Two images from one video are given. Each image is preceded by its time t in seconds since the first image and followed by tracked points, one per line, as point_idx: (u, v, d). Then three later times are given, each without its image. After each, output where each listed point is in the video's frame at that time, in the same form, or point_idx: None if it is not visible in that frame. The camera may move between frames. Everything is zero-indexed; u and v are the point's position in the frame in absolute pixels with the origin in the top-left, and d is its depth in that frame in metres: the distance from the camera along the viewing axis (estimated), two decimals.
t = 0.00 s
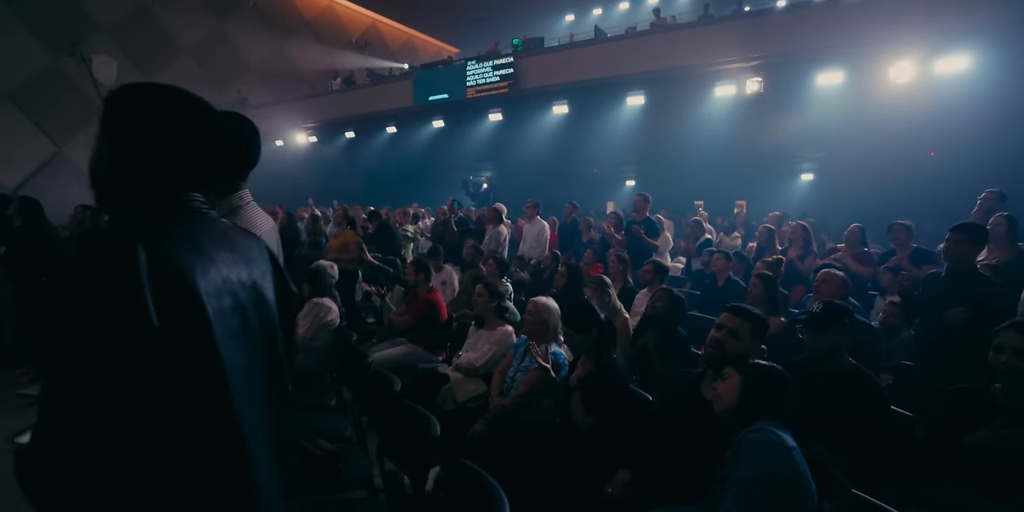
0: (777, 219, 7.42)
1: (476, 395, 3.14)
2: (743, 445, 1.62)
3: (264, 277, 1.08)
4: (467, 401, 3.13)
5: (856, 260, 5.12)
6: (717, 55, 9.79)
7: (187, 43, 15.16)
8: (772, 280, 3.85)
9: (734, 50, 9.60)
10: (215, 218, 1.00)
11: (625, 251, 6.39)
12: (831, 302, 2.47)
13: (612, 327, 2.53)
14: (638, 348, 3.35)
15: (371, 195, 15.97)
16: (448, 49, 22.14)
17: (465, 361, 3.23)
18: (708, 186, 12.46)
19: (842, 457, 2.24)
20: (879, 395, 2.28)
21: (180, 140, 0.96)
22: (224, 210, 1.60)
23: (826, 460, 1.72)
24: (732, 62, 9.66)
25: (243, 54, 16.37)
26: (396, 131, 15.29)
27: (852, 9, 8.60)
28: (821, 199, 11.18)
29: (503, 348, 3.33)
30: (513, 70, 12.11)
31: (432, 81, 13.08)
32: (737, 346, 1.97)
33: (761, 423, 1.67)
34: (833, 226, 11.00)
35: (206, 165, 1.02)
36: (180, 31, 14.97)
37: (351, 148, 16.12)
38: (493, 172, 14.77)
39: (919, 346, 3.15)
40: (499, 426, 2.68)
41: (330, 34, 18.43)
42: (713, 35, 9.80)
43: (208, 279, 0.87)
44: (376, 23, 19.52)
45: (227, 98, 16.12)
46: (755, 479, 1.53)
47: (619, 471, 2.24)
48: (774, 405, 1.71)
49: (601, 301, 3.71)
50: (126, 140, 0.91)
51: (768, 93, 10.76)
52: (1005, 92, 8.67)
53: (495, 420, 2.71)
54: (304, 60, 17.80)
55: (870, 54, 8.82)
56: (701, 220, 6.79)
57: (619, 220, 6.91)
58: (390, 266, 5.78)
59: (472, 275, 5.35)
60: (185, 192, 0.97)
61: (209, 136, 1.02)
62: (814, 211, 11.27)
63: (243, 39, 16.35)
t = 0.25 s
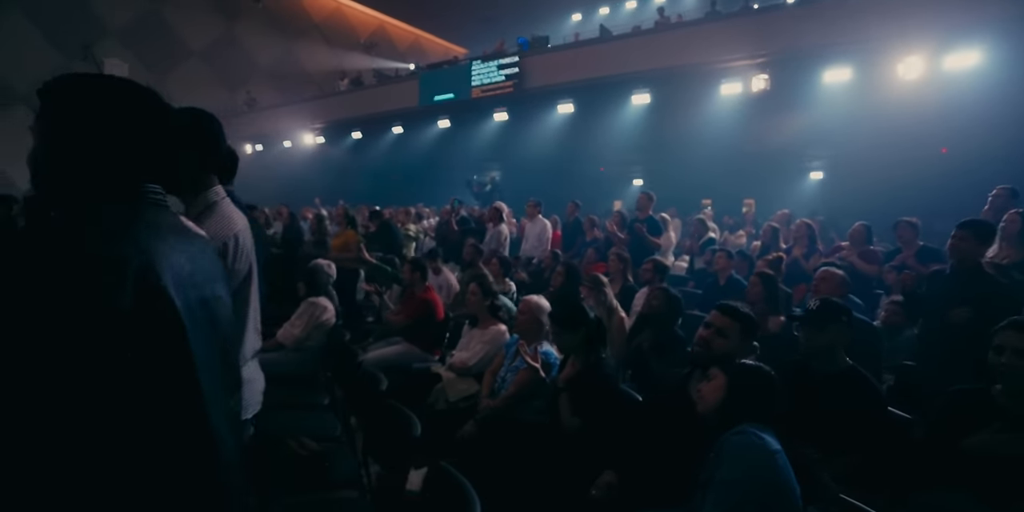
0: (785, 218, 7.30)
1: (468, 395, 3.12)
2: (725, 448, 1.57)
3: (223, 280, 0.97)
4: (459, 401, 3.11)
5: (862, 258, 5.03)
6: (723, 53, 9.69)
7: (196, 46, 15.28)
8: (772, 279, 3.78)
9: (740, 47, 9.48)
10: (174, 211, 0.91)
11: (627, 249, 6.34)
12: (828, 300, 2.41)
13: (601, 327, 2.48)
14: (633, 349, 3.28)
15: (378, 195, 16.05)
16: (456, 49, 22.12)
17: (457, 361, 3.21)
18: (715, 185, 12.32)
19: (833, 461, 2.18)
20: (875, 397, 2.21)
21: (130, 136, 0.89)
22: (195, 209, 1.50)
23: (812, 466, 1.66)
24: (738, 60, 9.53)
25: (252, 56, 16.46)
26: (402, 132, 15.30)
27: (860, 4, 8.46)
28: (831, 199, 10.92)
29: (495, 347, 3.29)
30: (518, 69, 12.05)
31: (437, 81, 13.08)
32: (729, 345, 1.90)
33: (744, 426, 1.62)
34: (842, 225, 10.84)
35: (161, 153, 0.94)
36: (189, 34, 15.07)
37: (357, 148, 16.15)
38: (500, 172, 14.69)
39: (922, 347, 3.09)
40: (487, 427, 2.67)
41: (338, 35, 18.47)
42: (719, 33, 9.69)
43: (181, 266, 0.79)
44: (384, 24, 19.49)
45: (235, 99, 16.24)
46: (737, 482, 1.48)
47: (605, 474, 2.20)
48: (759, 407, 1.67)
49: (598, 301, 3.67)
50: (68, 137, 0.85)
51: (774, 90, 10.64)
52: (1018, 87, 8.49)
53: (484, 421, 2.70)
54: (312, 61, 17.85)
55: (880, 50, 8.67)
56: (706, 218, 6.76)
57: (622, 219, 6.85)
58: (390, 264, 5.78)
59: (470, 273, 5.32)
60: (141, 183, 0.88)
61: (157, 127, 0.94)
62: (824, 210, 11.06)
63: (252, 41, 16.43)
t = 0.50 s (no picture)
0: (794, 218, 7.13)
1: (459, 398, 3.06)
2: (706, 459, 1.49)
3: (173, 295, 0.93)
4: (450, 404, 3.05)
5: (873, 258, 4.89)
6: (729, 50, 9.53)
7: (205, 48, 15.40)
8: (775, 279, 3.67)
9: (750, 43, 9.30)
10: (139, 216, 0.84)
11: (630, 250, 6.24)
12: (829, 300, 2.35)
13: (591, 329, 2.41)
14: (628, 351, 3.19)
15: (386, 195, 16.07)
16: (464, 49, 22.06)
17: (448, 363, 3.16)
18: (725, 182, 12.33)
19: (831, 471, 2.12)
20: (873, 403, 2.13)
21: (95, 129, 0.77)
22: (155, 211, 1.42)
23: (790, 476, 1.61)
24: (747, 56, 9.36)
25: (261, 57, 16.54)
26: (409, 132, 15.30)
27: None
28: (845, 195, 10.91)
29: (487, 349, 3.22)
30: (524, 68, 11.98)
31: (443, 81, 13.04)
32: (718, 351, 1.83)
33: (725, 435, 1.53)
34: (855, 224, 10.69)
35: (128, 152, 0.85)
36: (198, 35, 15.15)
37: (364, 148, 16.19)
38: (510, 174, 14.76)
39: (930, 349, 3.00)
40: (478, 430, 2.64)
41: (347, 35, 18.48)
42: (727, 29, 9.53)
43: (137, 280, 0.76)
44: (392, 24, 19.41)
45: (244, 100, 16.33)
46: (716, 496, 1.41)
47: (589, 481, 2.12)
48: (744, 414, 1.58)
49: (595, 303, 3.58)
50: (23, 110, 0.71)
51: (780, 89, 10.45)
52: None
53: (470, 427, 2.70)
54: (320, 62, 17.89)
55: (891, 44, 8.47)
56: (710, 217, 6.60)
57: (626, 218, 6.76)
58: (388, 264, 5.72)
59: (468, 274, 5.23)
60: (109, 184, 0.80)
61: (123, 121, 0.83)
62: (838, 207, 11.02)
63: (260, 42, 16.49)
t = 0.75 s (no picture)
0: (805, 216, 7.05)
1: (450, 400, 3.03)
2: (684, 466, 1.44)
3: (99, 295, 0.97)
4: (441, 406, 3.02)
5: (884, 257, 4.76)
6: (737, 46, 9.37)
7: (215, 49, 15.50)
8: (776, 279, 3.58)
9: (759, 39, 9.11)
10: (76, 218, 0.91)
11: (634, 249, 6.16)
12: (830, 301, 2.24)
13: (582, 330, 2.34)
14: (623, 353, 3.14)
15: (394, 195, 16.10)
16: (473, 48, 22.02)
17: (441, 365, 3.10)
18: (735, 182, 12.14)
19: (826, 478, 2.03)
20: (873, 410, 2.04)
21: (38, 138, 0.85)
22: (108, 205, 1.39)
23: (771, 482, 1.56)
24: (756, 53, 9.19)
25: (270, 57, 16.60)
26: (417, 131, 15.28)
27: None
28: (859, 194, 10.74)
29: (481, 350, 3.16)
30: (530, 67, 11.91)
31: (450, 80, 13.02)
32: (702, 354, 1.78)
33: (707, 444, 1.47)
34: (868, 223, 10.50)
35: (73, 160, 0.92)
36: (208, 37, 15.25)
37: (372, 148, 16.20)
38: (518, 173, 14.67)
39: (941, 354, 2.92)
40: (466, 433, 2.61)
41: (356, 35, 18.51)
42: (735, 26, 9.35)
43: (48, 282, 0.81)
44: (400, 24, 19.31)
45: (253, 101, 16.41)
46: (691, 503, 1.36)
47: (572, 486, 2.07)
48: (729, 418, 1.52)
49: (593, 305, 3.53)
50: None
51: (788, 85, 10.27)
52: None
53: (459, 429, 2.66)
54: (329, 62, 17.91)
55: (905, 39, 8.28)
56: (713, 217, 6.48)
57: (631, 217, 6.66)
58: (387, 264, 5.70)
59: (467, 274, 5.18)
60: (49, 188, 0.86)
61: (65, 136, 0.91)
62: (851, 208, 10.84)
63: (270, 43, 16.55)
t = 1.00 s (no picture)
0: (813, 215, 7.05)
1: (443, 400, 2.99)
2: (663, 475, 1.38)
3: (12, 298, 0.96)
4: (434, 406, 2.99)
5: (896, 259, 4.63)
6: (748, 44, 9.21)
7: (228, 50, 15.65)
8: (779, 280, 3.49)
9: (770, 38, 8.97)
10: None
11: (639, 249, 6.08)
12: (829, 303, 2.16)
13: (571, 331, 2.29)
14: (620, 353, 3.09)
15: (404, 194, 16.12)
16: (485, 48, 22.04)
17: (435, 364, 3.06)
18: (747, 182, 11.96)
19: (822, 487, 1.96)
20: (869, 415, 1.97)
21: None
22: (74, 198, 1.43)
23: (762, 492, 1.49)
24: (767, 52, 9.04)
25: (283, 57, 16.75)
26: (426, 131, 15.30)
27: None
28: (875, 195, 10.55)
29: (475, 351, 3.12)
30: (539, 66, 11.85)
31: (459, 80, 13.00)
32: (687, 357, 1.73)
33: (686, 450, 1.42)
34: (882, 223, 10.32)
35: None
36: (221, 37, 15.40)
37: (382, 148, 16.23)
38: (529, 172, 14.60)
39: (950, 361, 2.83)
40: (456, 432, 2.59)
41: (367, 35, 18.60)
42: (746, 24, 9.20)
43: None
44: (412, 24, 19.47)
45: (265, 101, 16.54)
46: None
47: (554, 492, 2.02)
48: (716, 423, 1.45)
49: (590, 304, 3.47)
50: None
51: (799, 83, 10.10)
52: None
53: (448, 429, 2.62)
54: (341, 62, 18.02)
55: (922, 36, 8.10)
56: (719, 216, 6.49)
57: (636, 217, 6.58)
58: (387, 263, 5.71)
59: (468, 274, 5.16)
60: None
61: None
62: (868, 208, 10.63)
63: (282, 43, 16.70)
